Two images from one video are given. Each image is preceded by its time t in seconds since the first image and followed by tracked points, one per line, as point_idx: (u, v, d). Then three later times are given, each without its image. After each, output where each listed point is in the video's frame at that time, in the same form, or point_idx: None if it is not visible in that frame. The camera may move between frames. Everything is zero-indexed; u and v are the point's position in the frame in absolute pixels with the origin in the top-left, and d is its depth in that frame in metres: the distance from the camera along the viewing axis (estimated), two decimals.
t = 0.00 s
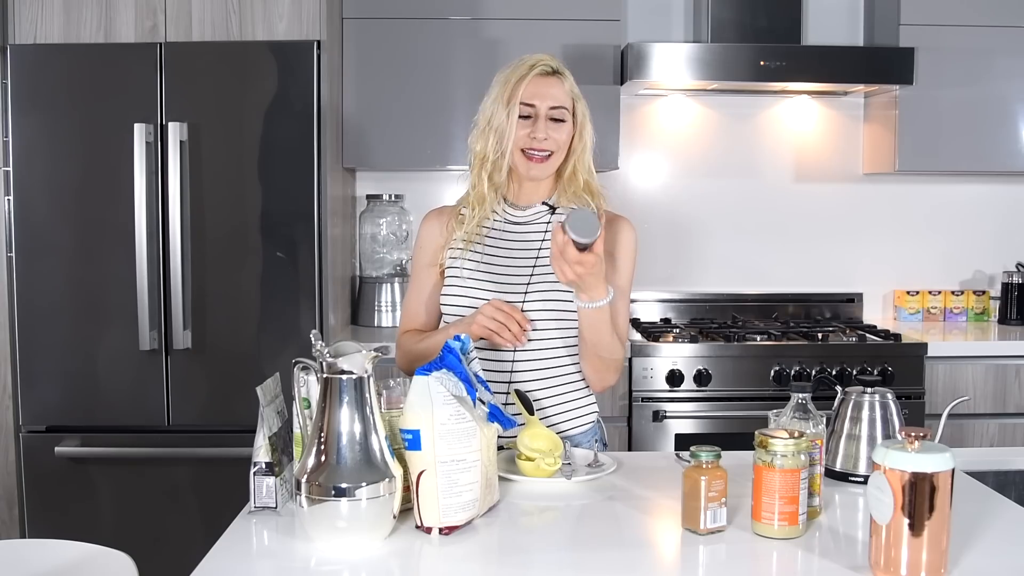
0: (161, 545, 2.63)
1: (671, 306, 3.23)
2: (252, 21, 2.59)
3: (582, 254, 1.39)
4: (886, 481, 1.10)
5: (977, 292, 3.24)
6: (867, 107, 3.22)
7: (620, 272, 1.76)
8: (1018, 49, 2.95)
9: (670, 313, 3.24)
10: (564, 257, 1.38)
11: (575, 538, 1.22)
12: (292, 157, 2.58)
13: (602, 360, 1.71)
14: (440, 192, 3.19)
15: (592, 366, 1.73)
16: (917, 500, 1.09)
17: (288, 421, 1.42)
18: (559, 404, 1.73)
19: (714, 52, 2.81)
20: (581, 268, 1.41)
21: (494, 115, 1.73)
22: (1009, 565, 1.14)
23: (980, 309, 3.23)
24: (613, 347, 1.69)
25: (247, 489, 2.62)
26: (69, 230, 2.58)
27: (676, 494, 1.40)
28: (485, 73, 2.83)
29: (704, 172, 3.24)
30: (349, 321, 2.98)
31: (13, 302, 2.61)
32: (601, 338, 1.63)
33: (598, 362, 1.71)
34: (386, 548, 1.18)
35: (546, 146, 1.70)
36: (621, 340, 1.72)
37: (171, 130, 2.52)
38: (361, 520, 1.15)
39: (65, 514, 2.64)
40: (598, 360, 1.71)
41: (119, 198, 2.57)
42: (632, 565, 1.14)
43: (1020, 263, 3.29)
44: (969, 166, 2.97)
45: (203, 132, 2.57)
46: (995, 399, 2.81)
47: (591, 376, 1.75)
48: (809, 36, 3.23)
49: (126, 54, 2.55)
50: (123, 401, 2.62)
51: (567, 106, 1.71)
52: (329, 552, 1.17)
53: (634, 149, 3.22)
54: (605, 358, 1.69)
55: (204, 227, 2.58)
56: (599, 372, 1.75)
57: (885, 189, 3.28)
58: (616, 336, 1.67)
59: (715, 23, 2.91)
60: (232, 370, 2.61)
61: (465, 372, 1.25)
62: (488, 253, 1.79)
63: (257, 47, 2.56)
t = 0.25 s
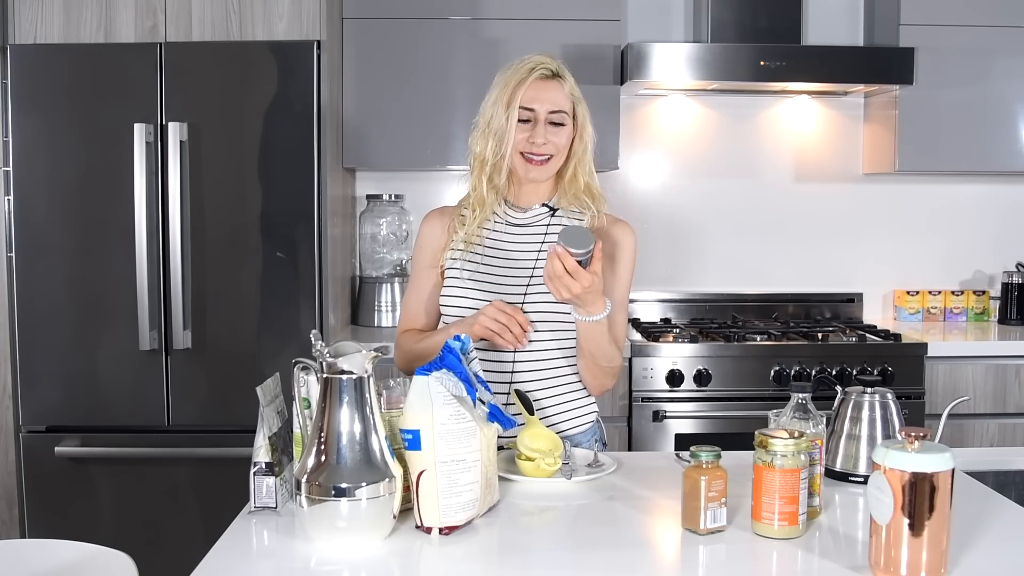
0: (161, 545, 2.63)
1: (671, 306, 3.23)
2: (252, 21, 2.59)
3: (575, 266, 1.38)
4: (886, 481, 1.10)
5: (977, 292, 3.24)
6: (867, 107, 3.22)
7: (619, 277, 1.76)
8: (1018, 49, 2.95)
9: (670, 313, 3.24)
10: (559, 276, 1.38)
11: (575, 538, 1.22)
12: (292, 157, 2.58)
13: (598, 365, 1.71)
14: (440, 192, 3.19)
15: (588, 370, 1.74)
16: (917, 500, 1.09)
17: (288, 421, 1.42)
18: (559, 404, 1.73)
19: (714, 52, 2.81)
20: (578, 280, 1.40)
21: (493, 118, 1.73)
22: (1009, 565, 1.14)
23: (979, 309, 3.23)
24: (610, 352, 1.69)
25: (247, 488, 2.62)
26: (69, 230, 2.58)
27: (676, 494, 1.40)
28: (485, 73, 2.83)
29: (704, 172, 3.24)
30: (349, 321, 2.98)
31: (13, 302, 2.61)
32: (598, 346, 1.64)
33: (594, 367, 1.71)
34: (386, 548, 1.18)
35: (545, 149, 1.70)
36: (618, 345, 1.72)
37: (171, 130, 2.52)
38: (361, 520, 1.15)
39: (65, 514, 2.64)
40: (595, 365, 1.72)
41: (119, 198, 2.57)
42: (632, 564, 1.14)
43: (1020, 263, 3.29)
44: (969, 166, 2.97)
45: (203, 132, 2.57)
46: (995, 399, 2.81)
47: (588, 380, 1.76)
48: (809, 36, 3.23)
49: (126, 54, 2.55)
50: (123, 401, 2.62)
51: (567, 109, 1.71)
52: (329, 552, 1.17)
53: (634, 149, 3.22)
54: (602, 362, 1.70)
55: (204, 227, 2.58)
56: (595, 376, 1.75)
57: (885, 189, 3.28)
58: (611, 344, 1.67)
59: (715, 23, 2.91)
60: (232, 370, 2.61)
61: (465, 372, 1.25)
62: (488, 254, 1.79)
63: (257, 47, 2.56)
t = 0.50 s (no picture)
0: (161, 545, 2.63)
1: (671, 306, 3.23)
2: (252, 21, 2.59)
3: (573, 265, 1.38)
4: (886, 481, 1.10)
5: (977, 292, 3.24)
6: (867, 107, 3.22)
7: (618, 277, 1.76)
8: (1018, 49, 2.95)
9: (671, 313, 3.24)
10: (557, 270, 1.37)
11: (575, 538, 1.22)
12: (292, 157, 2.58)
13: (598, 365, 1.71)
14: (440, 192, 3.19)
15: (587, 370, 1.74)
16: (917, 500, 1.09)
17: (288, 421, 1.42)
18: (559, 404, 1.73)
19: (714, 52, 2.81)
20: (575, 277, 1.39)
21: (493, 118, 1.73)
22: (1009, 565, 1.14)
23: (979, 309, 3.23)
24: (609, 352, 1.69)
25: (247, 488, 2.62)
26: (69, 230, 2.58)
27: (676, 494, 1.40)
28: (485, 73, 2.83)
29: (704, 172, 3.24)
30: (349, 321, 2.98)
31: (13, 302, 2.61)
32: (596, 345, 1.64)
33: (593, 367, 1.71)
34: (386, 548, 1.18)
35: (545, 149, 1.70)
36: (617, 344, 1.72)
37: (171, 130, 2.52)
38: (361, 520, 1.15)
39: (65, 514, 2.64)
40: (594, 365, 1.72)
41: (119, 198, 2.57)
42: (632, 564, 1.14)
43: (1020, 263, 3.28)
44: (969, 166, 2.97)
45: (203, 132, 2.57)
46: (995, 399, 2.81)
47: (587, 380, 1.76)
48: (809, 36, 3.23)
49: (125, 54, 2.55)
50: (123, 401, 2.62)
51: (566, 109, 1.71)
52: (329, 552, 1.17)
53: (634, 149, 3.22)
54: (602, 362, 1.70)
55: (204, 227, 2.58)
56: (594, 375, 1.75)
57: (885, 189, 3.28)
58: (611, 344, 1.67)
59: (715, 23, 2.91)
60: (232, 370, 2.61)
61: (465, 372, 1.25)
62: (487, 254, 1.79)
63: (257, 47, 2.56)
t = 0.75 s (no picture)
0: (160, 545, 2.63)
1: (671, 306, 3.23)
2: (252, 20, 2.59)
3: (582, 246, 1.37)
4: (886, 481, 1.10)
5: (977, 292, 3.24)
6: (867, 107, 3.22)
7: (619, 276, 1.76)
8: (1018, 49, 2.95)
9: (670, 313, 3.24)
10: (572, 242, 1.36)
11: (575, 538, 1.22)
12: (292, 157, 2.58)
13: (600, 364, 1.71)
14: (440, 192, 3.19)
15: (589, 370, 1.73)
16: (917, 500, 1.09)
17: (288, 421, 1.42)
18: (559, 404, 1.73)
19: (714, 52, 2.81)
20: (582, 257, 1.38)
21: (487, 114, 1.77)
22: (1009, 565, 1.14)
23: (979, 309, 3.23)
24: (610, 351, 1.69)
25: (247, 488, 2.62)
26: (69, 230, 2.58)
27: (676, 494, 1.40)
28: (485, 72, 2.83)
29: (704, 172, 3.24)
30: (349, 321, 2.98)
31: (13, 302, 2.61)
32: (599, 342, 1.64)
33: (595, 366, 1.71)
34: (386, 548, 1.18)
35: (530, 147, 1.72)
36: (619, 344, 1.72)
37: (171, 130, 2.52)
38: (361, 520, 1.15)
39: (65, 514, 2.64)
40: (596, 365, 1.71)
41: (119, 198, 2.57)
42: (632, 565, 1.14)
43: (1020, 263, 3.28)
44: (969, 166, 2.97)
45: (203, 132, 2.57)
46: (995, 399, 2.81)
47: (589, 381, 1.75)
48: (809, 36, 3.23)
49: (125, 54, 2.55)
50: (123, 401, 2.62)
51: (558, 107, 1.72)
52: (329, 552, 1.17)
53: (634, 149, 3.22)
54: (603, 361, 1.69)
55: (204, 227, 2.58)
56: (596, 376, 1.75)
57: (885, 189, 3.28)
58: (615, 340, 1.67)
59: (715, 23, 2.91)
60: (232, 370, 2.61)
61: (465, 372, 1.25)
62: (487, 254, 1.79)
63: (256, 47, 2.56)
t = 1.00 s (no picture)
0: (160, 545, 2.63)
1: (671, 306, 3.23)
2: (252, 20, 2.59)
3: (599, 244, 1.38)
4: (886, 481, 1.10)
5: (977, 292, 3.24)
6: (867, 107, 3.22)
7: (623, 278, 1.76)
8: (1018, 49, 2.95)
9: (670, 313, 3.24)
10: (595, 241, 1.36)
11: (574, 538, 1.22)
12: (292, 157, 2.58)
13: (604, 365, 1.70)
14: (440, 192, 3.19)
15: (593, 371, 1.73)
16: (917, 500, 1.09)
17: (288, 420, 1.42)
18: (559, 404, 1.73)
19: (714, 52, 2.81)
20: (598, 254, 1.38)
21: (490, 114, 1.79)
22: (1009, 565, 1.14)
23: (979, 309, 3.23)
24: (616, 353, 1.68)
25: (247, 488, 2.62)
26: (69, 230, 2.58)
27: (676, 494, 1.40)
28: (485, 72, 2.83)
29: (704, 172, 3.24)
30: (349, 321, 2.98)
31: (13, 302, 2.61)
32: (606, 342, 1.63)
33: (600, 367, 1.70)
34: (385, 548, 1.18)
35: (542, 137, 1.74)
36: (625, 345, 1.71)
37: (171, 130, 2.52)
38: (360, 520, 1.15)
39: (65, 514, 2.64)
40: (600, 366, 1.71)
41: (119, 198, 2.57)
42: (631, 565, 1.14)
43: (1020, 263, 3.29)
44: (969, 166, 2.97)
45: (203, 132, 2.57)
46: (995, 399, 2.81)
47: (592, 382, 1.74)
48: (809, 36, 3.23)
49: (125, 54, 2.55)
50: (123, 401, 2.62)
51: (562, 98, 1.76)
52: (328, 552, 1.17)
53: (634, 149, 3.22)
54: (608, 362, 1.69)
55: (204, 227, 2.58)
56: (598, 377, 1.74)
57: (885, 189, 3.28)
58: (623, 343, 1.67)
59: (715, 23, 2.91)
60: (232, 370, 2.61)
61: (465, 372, 1.25)
62: (488, 255, 1.79)
63: (256, 47, 2.56)
